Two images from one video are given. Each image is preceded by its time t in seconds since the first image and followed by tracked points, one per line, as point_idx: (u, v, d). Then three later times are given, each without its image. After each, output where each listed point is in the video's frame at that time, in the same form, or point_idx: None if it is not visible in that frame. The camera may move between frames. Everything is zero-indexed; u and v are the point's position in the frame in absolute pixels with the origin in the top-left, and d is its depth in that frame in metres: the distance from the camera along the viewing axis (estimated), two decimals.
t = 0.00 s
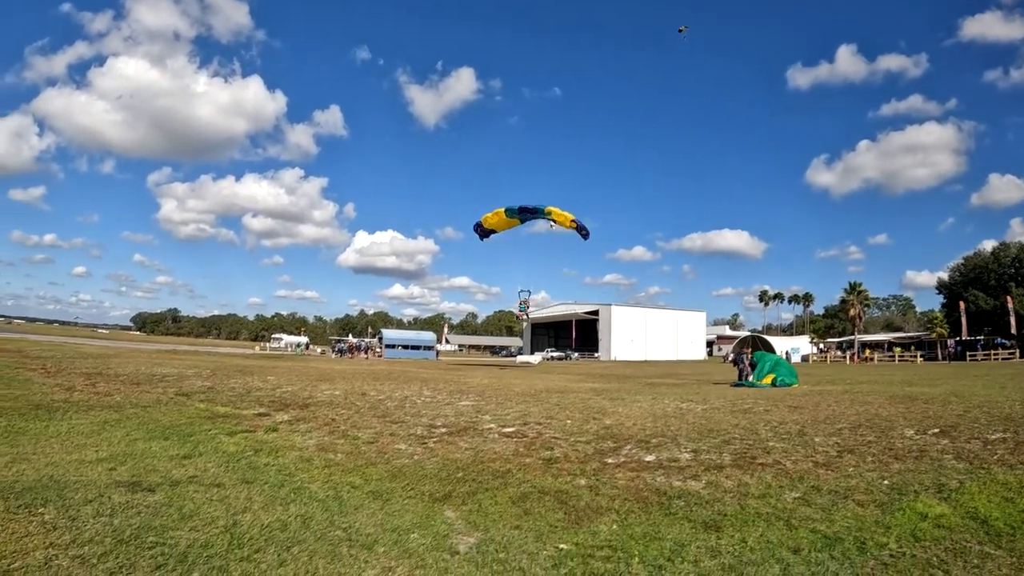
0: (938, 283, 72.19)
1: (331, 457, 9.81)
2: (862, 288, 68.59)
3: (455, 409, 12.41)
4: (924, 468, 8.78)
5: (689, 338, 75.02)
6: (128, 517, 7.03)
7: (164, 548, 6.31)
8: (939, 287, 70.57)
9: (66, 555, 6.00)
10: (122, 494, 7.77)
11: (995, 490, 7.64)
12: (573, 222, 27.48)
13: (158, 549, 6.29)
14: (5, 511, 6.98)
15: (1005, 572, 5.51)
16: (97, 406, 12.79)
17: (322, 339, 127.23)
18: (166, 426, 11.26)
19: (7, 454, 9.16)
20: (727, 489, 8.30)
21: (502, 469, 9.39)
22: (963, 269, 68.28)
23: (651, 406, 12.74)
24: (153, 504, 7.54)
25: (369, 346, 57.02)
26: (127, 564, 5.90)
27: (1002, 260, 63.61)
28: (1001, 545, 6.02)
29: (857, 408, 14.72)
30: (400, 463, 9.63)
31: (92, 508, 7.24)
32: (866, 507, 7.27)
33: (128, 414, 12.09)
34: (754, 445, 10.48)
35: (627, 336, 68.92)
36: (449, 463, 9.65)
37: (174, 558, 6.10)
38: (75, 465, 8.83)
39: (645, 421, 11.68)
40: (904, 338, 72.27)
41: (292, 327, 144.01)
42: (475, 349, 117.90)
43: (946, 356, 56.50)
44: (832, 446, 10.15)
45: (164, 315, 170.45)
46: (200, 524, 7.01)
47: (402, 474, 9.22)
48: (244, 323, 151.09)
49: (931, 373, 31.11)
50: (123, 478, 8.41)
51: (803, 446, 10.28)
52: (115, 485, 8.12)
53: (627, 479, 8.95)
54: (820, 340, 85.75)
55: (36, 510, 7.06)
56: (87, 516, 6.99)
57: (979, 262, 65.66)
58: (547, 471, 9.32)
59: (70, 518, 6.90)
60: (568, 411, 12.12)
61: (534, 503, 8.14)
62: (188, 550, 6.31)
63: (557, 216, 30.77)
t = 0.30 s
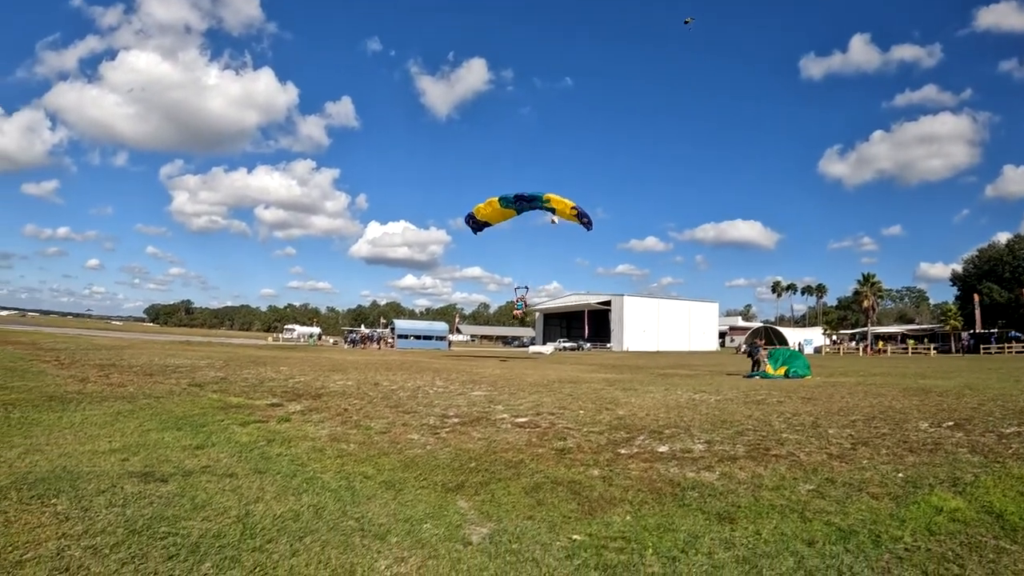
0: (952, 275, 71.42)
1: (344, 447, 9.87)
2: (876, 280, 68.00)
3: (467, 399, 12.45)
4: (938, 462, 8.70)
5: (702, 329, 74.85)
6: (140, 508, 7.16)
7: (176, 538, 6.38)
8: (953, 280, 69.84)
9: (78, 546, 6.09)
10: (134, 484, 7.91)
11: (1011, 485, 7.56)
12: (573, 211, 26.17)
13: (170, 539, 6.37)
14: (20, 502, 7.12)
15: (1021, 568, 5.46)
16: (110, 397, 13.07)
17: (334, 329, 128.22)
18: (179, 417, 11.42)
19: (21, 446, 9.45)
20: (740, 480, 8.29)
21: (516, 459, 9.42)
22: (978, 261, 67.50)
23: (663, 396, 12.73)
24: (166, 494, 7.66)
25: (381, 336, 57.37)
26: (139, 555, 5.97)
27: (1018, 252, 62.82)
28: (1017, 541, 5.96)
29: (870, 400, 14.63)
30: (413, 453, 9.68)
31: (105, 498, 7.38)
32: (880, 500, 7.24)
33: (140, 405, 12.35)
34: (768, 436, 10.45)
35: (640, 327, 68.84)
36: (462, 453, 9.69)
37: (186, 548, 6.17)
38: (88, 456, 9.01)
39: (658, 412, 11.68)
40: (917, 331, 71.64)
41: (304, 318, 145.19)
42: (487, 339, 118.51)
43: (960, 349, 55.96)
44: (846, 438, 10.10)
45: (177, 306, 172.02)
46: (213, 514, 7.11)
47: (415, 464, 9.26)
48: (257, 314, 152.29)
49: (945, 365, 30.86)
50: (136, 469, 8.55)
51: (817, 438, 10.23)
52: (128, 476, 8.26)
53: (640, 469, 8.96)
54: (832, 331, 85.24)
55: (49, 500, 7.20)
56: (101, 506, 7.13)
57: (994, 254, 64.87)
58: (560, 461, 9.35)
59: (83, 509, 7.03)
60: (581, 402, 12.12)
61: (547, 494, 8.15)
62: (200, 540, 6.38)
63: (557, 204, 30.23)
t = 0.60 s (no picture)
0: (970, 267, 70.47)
1: (358, 437, 9.95)
2: (891, 272, 67.29)
3: (482, 388, 12.50)
4: (955, 455, 8.62)
5: (717, 319, 74.80)
6: (156, 497, 7.26)
7: (192, 527, 6.47)
8: (970, 272, 68.94)
9: (94, 535, 6.19)
10: (150, 474, 8.03)
11: None
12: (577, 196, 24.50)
13: (185, 528, 6.46)
14: (37, 491, 7.25)
15: None
16: (127, 388, 13.26)
17: (348, 320, 129.25)
18: (194, 407, 11.56)
19: (38, 436, 9.62)
20: (755, 472, 8.26)
21: (530, 449, 9.45)
22: (996, 253, 66.55)
23: (678, 387, 12.71)
24: (181, 483, 7.77)
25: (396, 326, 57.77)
26: (154, 544, 6.06)
27: None
28: None
29: (886, 392, 14.52)
30: (427, 442, 9.74)
31: (121, 488, 7.49)
32: (895, 494, 7.19)
33: (156, 395, 12.51)
34: (783, 428, 10.40)
35: (654, 318, 68.62)
36: (477, 442, 9.73)
37: (202, 537, 6.25)
38: (105, 446, 9.16)
39: (672, 402, 11.67)
40: (932, 324, 70.88)
41: (317, 309, 146.24)
42: (500, 329, 118.97)
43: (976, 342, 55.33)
44: (861, 431, 10.03)
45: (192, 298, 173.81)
46: (228, 504, 7.20)
47: (429, 453, 9.32)
48: (271, 306, 153.46)
49: (962, 359, 30.55)
50: (152, 459, 8.68)
51: (833, 430, 10.16)
52: (144, 465, 8.39)
53: (655, 460, 8.95)
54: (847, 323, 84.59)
55: (66, 490, 7.33)
56: (117, 495, 7.25)
57: (1012, 246, 63.93)
58: (574, 452, 9.36)
59: (99, 498, 7.15)
60: (595, 392, 12.13)
61: (561, 484, 8.17)
62: (215, 529, 6.46)
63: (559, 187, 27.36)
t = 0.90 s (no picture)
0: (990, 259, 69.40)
1: (375, 427, 10.03)
2: (910, 263, 66.45)
3: (498, 378, 12.56)
4: (973, 450, 8.53)
5: (733, 310, 74.59)
6: (173, 487, 7.38)
7: (208, 516, 6.57)
8: (990, 264, 67.94)
9: (111, 524, 6.31)
10: (168, 464, 8.17)
11: None
12: (579, 182, 22.70)
13: (202, 517, 6.57)
14: (56, 481, 7.39)
15: None
16: (145, 379, 13.45)
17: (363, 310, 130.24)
18: (212, 397, 11.70)
19: (57, 427, 9.81)
20: (771, 464, 8.23)
21: (546, 440, 9.47)
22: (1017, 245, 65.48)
23: (694, 378, 12.70)
24: (198, 473, 7.89)
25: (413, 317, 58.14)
26: (171, 533, 6.16)
27: None
28: None
29: (903, 385, 14.41)
30: (443, 433, 9.80)
31: (139, 477, 7.63)
32: (911, 488, 7.14)
33: (174, 386, 12.69)
34: (799, 420, 10.34)
35: (671, 309, 68.40)
36: (493, 433, 9.77)
37: (218, 526, 6.35)
38: (124, 436, 9.32)
39: (689, 393, 11.65)
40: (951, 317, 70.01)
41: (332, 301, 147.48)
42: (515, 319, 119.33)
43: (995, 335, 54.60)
44: (878, 424, 9.95)
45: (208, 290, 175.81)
46: (244, 493, 7.30)
47: (445, 444, 9.37)
48: (286, 297, 154.71)
49: (982, 352, 30.21)
50: (169, 449, 8.82)
51: (849, 422, 10.09)
52: (161, 455, 8.53)
53: (670, 451, 8.94)
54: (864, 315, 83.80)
55: (85, 480, 7.47)
56: (135, 485, 7.38)
57: None
58: (590, 442, 9.37)
59: (117, 487, 7.28)
60: (612, 382, 12.14)
61: (577, 474, 8.20)
62: (231, 518, 6.56)
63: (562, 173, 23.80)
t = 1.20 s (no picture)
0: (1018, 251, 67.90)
1: (396, 418, 10.11)
2: (934, 255, 65.28)
3: (520, 370, 12.59)
4: (999, 445, 8.38)
5: (755, 302, 74.02)
6: (195, 477, 7.53)
7: (229, 506, 6.69)
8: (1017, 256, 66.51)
9: (133, 514, 6.45)
10: (190, 454, 8.33)
11: None
12: (582, 166, 21.67)
13: (223, 507, 6.69)
14: (79, 471, 7.57)
15: None
16: (169, 370, 13.70)
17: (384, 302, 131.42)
18: (235, 388, 11.89)
19: (82, 418, 10.04)
20: (793, 457, 8.16)
21: (567, 432, 9.48)
22: None
23: (716, 369, 12.63)
24: (220, 463, 8.04)
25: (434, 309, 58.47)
26: (192, 522, 6.29)
27: None
28: None
29: (927, 378, 14.21)
30: (464, 424, 9.85)
31: (161, 468, 7.79)
32: (934, 483, 7.05)
33: (197, 377, 12.91)
34: (822, 413, 10.23)
35: (694, 301, 68.00)
36: (514, 424, 9.80)
37: (239, 516, 6.46)
38: (147, 427, 9.52)
39: (710, 385, 11.60)
40: (976, 310, 68.71)
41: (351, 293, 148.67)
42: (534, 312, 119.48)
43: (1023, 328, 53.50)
44: (901, 418, 9.81)
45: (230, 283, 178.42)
46: (265, 483, 7.42)
47: (466, 435, 9.42)
48: (306, 290, 156.34)
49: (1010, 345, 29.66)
50: (192, 439, 9.00)
51: (872, 416, 9.97)
52: (184, 446, 8.70)
53: (692, 444, 8.90)
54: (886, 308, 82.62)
55: (108, 470, 7.65)
56: (157, 475, 7.55)
57: None
58: (611, 434, 9.36)
59: (140, 478, 7.44)
60: (633, 374, 12.13)
61: (597, 466, 8.19)
62: (252, 508, 6.68)
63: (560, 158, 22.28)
